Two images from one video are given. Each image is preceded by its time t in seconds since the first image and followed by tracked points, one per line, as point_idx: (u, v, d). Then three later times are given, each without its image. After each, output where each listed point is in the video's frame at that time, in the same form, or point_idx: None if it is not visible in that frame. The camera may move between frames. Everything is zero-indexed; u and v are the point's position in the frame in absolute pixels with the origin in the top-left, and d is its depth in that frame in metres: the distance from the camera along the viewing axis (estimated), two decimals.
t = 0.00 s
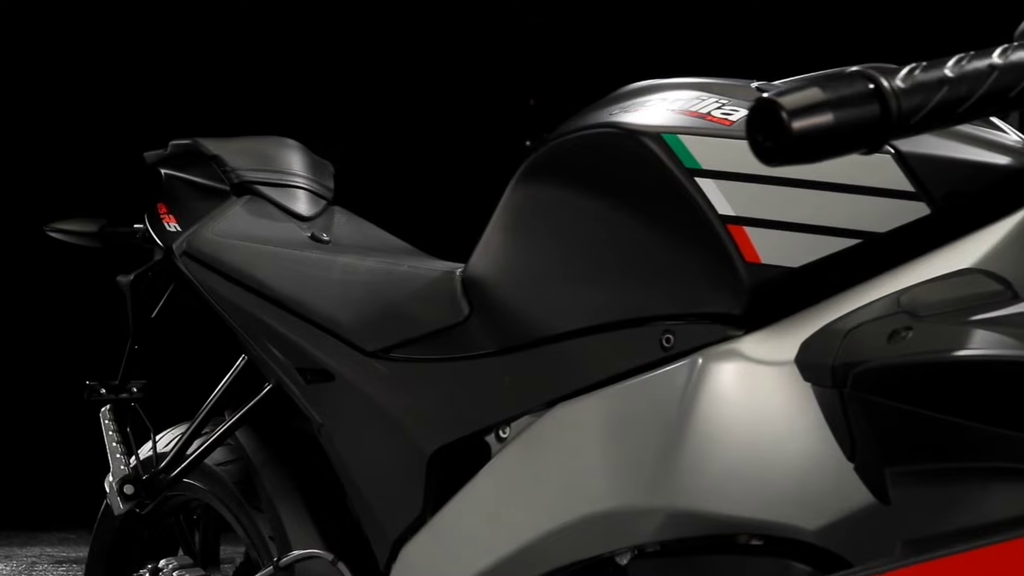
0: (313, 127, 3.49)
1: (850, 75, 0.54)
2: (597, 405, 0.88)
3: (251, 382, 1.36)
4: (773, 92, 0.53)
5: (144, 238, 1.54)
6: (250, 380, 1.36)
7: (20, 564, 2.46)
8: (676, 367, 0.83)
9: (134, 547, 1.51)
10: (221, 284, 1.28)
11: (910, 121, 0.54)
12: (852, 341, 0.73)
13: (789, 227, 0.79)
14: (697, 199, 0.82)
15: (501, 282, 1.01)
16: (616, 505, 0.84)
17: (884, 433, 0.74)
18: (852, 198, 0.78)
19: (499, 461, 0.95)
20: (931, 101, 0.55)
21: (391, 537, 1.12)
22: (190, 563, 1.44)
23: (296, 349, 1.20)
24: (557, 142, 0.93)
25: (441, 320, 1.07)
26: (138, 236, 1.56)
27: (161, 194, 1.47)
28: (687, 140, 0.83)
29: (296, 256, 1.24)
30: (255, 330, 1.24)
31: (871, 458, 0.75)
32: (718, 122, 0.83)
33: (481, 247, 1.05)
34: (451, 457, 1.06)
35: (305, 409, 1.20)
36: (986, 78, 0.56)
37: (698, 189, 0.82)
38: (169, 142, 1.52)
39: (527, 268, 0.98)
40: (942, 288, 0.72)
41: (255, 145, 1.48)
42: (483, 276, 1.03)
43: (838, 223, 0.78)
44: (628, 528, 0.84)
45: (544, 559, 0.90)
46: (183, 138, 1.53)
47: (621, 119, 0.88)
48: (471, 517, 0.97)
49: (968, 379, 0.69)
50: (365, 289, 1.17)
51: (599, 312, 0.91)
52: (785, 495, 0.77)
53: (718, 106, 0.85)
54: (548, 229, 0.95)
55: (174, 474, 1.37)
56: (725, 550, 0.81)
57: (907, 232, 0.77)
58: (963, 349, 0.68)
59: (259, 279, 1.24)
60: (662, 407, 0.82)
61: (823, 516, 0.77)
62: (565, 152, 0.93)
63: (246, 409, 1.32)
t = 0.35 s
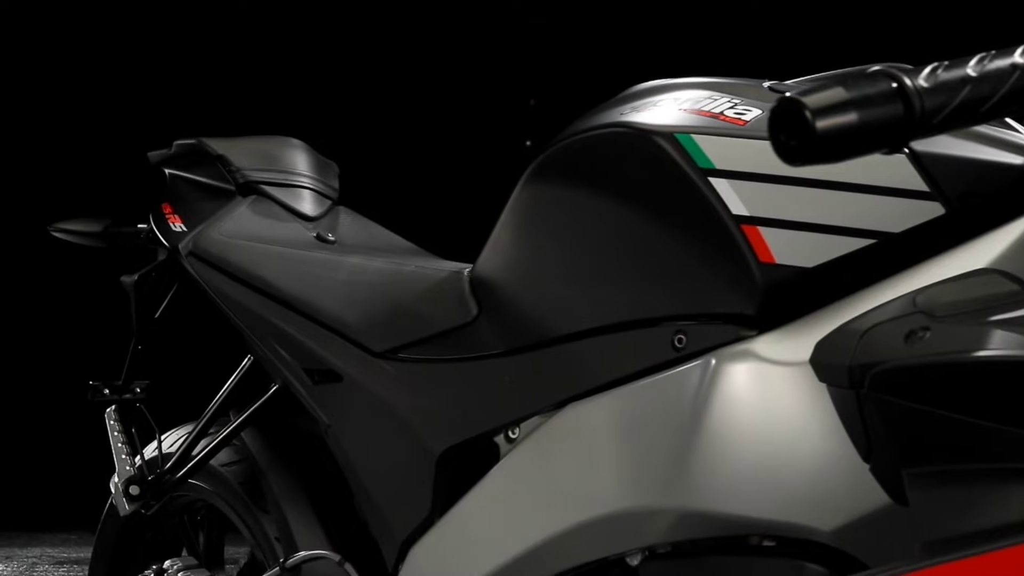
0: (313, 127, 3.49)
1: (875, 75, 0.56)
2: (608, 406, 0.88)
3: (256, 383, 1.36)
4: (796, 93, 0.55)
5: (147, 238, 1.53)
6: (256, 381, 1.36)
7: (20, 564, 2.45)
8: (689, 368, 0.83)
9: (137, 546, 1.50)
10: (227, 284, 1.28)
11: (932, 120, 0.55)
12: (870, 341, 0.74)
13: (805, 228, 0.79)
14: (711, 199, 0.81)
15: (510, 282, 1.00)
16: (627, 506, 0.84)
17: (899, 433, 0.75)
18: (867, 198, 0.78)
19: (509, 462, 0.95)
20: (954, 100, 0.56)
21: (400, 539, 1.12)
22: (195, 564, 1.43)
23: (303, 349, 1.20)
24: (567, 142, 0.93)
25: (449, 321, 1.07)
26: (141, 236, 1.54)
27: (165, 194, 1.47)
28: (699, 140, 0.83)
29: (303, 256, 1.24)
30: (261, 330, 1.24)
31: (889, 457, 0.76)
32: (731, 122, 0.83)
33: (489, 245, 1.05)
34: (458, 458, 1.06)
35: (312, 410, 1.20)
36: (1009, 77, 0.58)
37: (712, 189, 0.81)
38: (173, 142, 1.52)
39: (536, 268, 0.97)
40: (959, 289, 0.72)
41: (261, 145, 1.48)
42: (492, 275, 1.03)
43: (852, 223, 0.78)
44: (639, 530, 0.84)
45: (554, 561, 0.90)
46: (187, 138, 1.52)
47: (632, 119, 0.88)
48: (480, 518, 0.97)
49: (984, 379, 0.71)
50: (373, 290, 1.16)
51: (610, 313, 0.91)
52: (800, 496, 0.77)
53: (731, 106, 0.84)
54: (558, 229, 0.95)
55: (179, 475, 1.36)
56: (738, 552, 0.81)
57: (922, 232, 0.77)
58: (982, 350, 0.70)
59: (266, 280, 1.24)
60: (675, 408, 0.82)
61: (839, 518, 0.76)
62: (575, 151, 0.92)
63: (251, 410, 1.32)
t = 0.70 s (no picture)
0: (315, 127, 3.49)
1: (905, 73, 0.56)
2: (624, 407, 0.88)
3: (265, 383, 1.36)
4: (825, 91, 0.55)
5: (155, 237, 1.52)
6: (265, 381, 1.35)
7: (24, 564, 2.45)
8: (707, 368, 0.83)
9: (144, 547, 1.50)
10: (236, 284, 1.27)
11: (962, 118, 0.56)
12: (890, 343, 0.71)
13: (824, 227, 0.78)
14: (729, 199, 0.81)
15: (521, 281, 1.00)
16: (642, 507, 0.84)
17: (924, 432, 0.73)
18: (887, 199, 0.77)
19: (523, 462, 0.95)
20: (983, 99, 0.57)
21: (412, 540, 1.11)
22: (203, 565, 1.42)
23: (313, 349, 1.19)
24: (580, 141, 0.92)
25: (461, 321, 1.06)
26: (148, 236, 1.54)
27: (173, 194, 1.46)
28: (717, 139, 0.82)
29: (313, 256, 1.24)
30: (272, 330, 1.24)
31: (912, 458, 0.74)
32: (750, 122, 0.82)
33: (500, 245, 1.04)
34: (471, 458, 1.06)
35: (323, 410, 1.20)
36: None
37: (731, 189, 0.81)
38: (181, 141, 1.51)
39: (549, 269, 0.97)
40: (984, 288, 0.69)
41: (269, 144, 1.47)
42: (504, 275, 1.02)
43: (871, 223, 0.78)
44: (654, 530, 0.83)
45: (569, 562, 0.90)
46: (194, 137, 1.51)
47: (646, 119, 0.87)
48: (492, 519, 0.96)
49: (1006, 381, 0.66)
50: (384, 290, 1.16)
51: (625, 313, 0.90)
52: (820, 497, 0.77)
53: (748, 105, 0.84)
54: (571, 229, 0.94)
55: (189, 475, 1.36)
56: (755, 552, 0.81)
57: (943, 232, 0.77)
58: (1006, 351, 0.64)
59: (276, 280, 1.23)
60: (692, 408, 0.82)
61: (863, 518, 0.77)
62: (588, 151, 0.92)
63: (260, 410, 1.31)
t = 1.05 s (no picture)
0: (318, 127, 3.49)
1: (941, 72, 0.60)
2: (642, 408, 0.87)
3: (276, 384, 1.35)
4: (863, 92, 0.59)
5: (162, 237, 1.52)
6: (275, 382, 1.35)
7: (28, 564, 2.44)
8: (728, 369, 0.82)
9: (152, 548, 1.50)
10: (248, 284, 1.27)
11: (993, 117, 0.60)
12: (916, 344, 0.73)
13: (848, 228, 0.78)
14: (752, 199, 0.81)
15: (536, 281, 1.00)
16: (663, 508, 0.83)
17: (946, 434, 0.76)
18: (911, 199, 0.77)
19: (539, 462, 0.94)
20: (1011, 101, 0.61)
21: (426, 541, 1.11)
22: (211, 566, 1.42)
23: (325, 350, 1.19)
24: (597, 141, 0.92)
25: (476, 322, 1.06)
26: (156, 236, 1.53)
27: (182, 194, 1.46)
28: (739, 139, 0.82)
29: (324, 256, 1.23)
30: (283, 331, 1.23)
31: (935, 458, 0.76)
32: (771, 121, 0.82)
33: (513, 245, 1.04)
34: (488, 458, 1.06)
35: (335, 411, 1.19)
36: None
37: (753, 189, 0.81)
38: (189, 141, 1.51)
39: (566, 269, 0.96)
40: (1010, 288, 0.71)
41: (278, 144, 1.47)
42: (519, 275, 1.02)
43: (895, 223, 0.77)
44: (675, 532, 0.83)
45: (587, 564, 0.89)
46: (203, 138, 1.51)
47: (664, 118, 0.87)
48: (508, 521, 0.96)
49: None
50: (396, 290, 1.16)
51: (642, 314, 0.90)
52: (844, 497, 0.77)
53: (769, 105, 0.83)
54: (587, 229, 0.94)
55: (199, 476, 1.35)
56: (777, 554, 0.80)
57: (966, 232, 0.76)
58: None
59: (288, 280, 1.23)
60: (713, 409, 0.82)
61: (887, 519, 0.77)
62: (604, 150, 0.91)
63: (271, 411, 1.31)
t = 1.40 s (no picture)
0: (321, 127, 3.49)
1: (972, 72, 0.62)
2: (658, 408, 0.87)
3: (285, 386, 1.35)
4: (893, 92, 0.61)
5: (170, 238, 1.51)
6: (284, 383, 1.35)
7: (30, 565, 2.44)
8: (746, 370, 0.82)
9: (159, 549, 1.49)
10: (258, 284, 1.27)
11: None
12: (941, 344, 0.72)
13: (866, 228, 0.78)
14: (770, 199, 0.80)
15: (550, 281, 0.99)
16: (680, 509, 0.83)
17: (972, 435, 0.74)
18: (931, 200, 0.77)
19: (553, 463, 0.94)
20: None
21: (438, 542, 1.10)
22: (219, 567, 1.41)
23: (336, 351, 1.19)
24: (611, 141, 0.91)
25: (488, 323, 1.06)
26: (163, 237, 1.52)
27: (190, 195, 1.46)
28: (758, 139, 0.81)
29: (334, 257, 1.23)
30: (293, 331, 1.23)
31: (960, 458, 0.75)
32: (789, 122, 0.81)
33: (526, 245, 1.03)
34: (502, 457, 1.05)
35: (346, 412, 1.19)
36: None
37: (772, 190, 0.80)
38: (197, 142, 1.50)
39: (579, 269, 0.96)
40: None
41: (286, 144, 1.47)
42: (532, 275, 1.01)
43: (915, 224, 0.77)
44: (692, 533, 0.83)
45: (604, 565, 0.89)
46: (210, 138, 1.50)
47: (680, 118, 0.86)
48: (522, 522, 0.95)
49: None
50: (407, 291, 1.15)
51: (658, 316, 0.90)
52: (864, 498, 0.77)
53: (786, 104, 0.83)
54: (601, 229, 0.93)
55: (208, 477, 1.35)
56: (793, 556, 0.81)
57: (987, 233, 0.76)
58: None
59: (298, 280, 1.23)
60: (731, 410, 0.82)
61: (906, 522, 0.76)
62: (619, 150, 0.91)
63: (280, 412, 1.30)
